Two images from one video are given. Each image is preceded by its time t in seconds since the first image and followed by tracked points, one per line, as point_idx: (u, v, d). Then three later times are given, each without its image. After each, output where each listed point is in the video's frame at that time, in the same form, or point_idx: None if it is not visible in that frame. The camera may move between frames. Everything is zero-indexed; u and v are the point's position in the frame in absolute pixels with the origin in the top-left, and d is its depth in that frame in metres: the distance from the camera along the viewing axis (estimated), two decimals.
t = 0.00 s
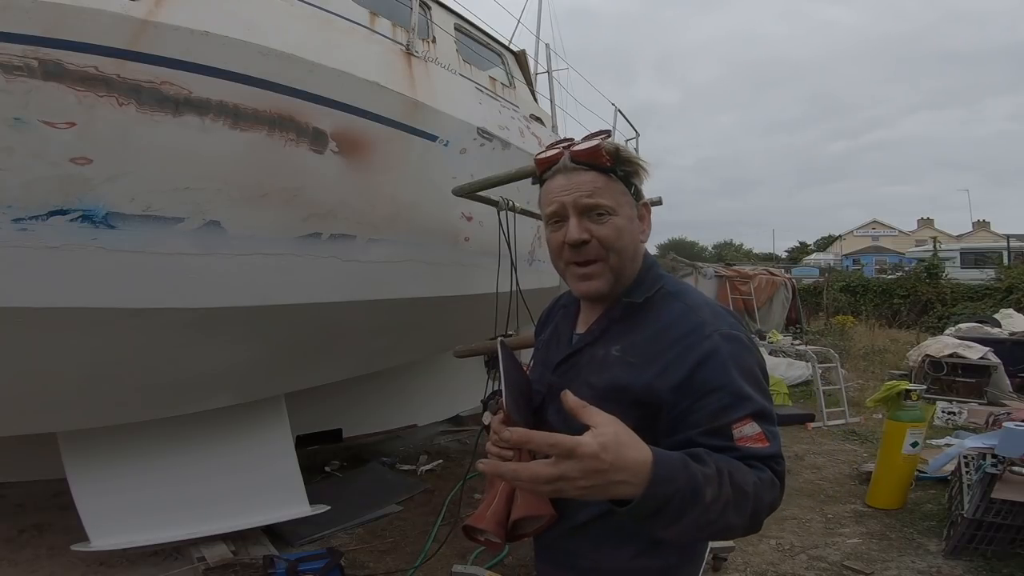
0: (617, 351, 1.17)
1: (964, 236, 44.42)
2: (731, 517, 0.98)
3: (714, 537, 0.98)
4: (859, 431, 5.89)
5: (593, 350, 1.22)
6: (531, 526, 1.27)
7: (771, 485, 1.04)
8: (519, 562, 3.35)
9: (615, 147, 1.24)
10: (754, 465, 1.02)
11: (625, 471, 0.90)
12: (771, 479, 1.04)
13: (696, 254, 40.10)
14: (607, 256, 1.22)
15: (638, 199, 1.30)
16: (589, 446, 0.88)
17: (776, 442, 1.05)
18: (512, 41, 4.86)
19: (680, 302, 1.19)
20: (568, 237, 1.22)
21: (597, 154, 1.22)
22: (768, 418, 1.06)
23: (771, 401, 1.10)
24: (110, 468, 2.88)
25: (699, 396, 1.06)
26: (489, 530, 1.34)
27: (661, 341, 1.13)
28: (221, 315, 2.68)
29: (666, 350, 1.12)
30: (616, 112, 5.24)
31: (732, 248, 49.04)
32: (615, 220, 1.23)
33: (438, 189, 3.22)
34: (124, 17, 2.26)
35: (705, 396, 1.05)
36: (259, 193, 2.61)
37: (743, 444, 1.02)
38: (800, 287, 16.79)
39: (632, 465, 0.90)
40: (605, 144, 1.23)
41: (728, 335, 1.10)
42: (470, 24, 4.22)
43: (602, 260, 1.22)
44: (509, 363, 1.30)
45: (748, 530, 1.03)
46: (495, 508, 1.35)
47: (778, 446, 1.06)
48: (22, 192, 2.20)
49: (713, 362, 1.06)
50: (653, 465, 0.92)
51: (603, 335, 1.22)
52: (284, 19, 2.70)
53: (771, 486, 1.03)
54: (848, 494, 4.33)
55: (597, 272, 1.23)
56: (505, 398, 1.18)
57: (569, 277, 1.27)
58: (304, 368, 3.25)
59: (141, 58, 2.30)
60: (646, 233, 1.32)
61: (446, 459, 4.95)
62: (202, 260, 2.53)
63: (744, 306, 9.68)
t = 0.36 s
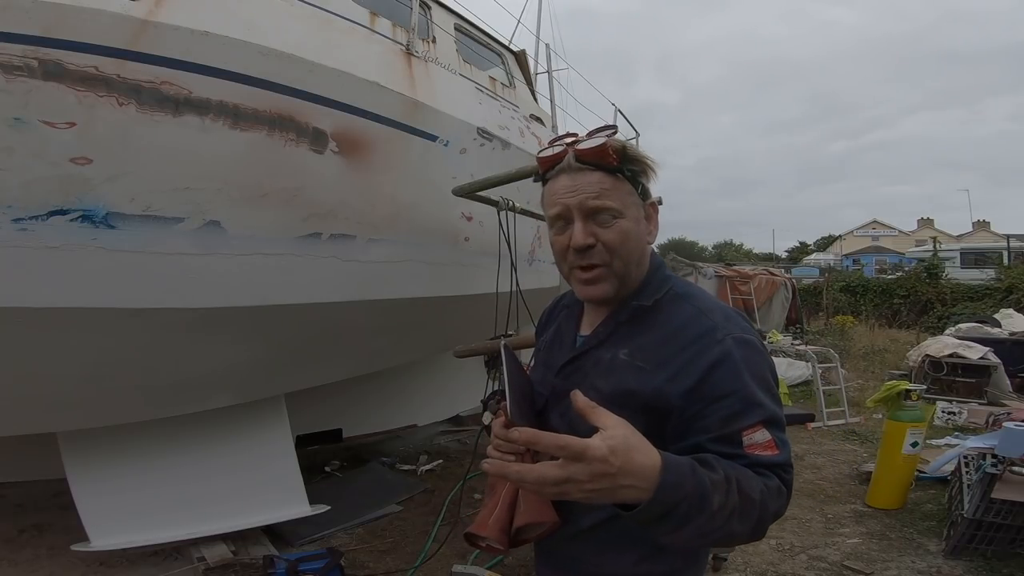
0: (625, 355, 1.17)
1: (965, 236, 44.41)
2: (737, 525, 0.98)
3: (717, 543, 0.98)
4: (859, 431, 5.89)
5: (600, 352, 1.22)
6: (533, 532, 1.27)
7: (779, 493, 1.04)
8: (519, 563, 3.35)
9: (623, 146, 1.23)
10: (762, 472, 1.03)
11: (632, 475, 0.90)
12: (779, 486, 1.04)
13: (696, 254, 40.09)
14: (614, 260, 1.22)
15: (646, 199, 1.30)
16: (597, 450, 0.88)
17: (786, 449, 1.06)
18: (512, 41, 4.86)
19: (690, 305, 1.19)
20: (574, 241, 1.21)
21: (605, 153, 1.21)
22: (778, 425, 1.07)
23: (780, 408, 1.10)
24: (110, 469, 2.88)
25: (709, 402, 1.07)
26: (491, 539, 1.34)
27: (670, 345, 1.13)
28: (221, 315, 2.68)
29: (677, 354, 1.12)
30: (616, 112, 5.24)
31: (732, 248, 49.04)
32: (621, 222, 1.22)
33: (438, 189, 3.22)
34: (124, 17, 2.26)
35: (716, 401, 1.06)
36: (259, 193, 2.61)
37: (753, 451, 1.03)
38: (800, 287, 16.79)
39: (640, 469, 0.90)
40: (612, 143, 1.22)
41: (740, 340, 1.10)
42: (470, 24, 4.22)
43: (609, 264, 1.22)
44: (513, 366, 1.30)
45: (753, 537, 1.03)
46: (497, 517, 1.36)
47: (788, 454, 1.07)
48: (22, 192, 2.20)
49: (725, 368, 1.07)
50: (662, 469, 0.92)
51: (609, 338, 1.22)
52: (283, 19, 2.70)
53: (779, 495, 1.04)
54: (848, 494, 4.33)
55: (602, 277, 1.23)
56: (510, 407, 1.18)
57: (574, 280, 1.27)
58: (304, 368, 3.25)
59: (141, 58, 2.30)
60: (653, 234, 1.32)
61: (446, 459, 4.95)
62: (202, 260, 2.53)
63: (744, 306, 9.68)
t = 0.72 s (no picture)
0: (626, 357, 1.17)
1: (965, 236, 44.41)
2: (741, 527, 0.99)
3: (718, 544, 0.98)
4: (859, 431, 5.89)
5: (601, 355, 1.21)
6: (535, 539, 1.26)
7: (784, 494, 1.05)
8: (519, 563, 3.35)
9: (619, 144, 1.24)
10: (767, 473, 1.03)
11: (633, 469, 0.90)
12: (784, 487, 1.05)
13: (696, 255, 40.11)
14: (611, 258, 1.21)
15: (643, 199, 1.30)
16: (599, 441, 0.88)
17: (791, 450, 1.06)
18: (512, 41, 4.85)
19: (693, 305, 1.19)
20: (570, 239, 1.21)
21: (600, 151, 1.21)
22: (783, 426, 1.07)
23: (785, 409, 1.11)
24: (110, 469, 2.88)
25: (712, 404, 1.07)
26: (494, 546, 1.33)
27: (672, 346, 1.13)
28: (221, 315, 2.68)
29: (679, 356, 1.12)
30: (616, 112, 5.23)
31: (732, 248, 49.04)
32: (618, 220, 1.22)
33: (438, 189, 3.22)
34: (124, 17, 2.26)
35: (720, 403, 1.06)
36: (259, 193, 2.61)
37: (758, 452, 1.03)
38: (800, 287, 16.79)
39: (642, 464, 0.90)
40: (608, 140, 1.22)
41: (744, 341, 1.10)
42: (470, 24, 4.22)
43: (606, 262, 1.21)
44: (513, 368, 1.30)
45: (757, 538, 1.04)
46: (498, 524, 1.35)
47: (793, 454, 1.07)
48: (22, 192, 2.20)
49: (728, 370, 1.07)
50: (662, 465, 0.92)
51: (611, 340, 1.22)
52: (283, 19, 2.70)
53: (784, 496, 1.05)
54: (848, 494, 4.33)
55: (599, 276, 1.22)
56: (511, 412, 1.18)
57: (570, 280, 1.26)
58: (304, 368, 3.25)
59: (141, 58, 2.30)
60: (652, 234, 1.31)
61: (446, 459, 4.95)
62: (202, 260, 2.53)
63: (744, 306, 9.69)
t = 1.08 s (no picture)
0: (622, 356, 1.17)
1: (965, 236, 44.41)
2: (684, 525, 1.04)
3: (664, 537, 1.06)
4: (859, 431, 5.89)
5: (596, 354, 1.21)
6: (531, 541, 1.24)
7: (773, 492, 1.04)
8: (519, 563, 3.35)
9: (609, 142, 1.23)
10: (742, 473, 1.04)
11: (562, 469, 1.08)
12: (768, 486, 1.04)
13: (696, 254, 40.10)
14: (596, 254, 1.20)
15: (636, 199, 1.28)
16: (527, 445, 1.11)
17: (786, 446, 1.06)
18: (512, 41, 4.86)
19: (688, 301, 1.19)
20: (555, 234, 1.21)
21: (589, 148, 1.21)
22: (782, 419, 1.06)
23: (786, 400, 1.10)
24: (110, 469, 2.88)
25: (705, 399, 1.08)
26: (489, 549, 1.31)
27: (666, 344, 1.13)
28: (221, 315, 2.68)
29: (673, 352, 1.12)
30: (616, 111, 5.22)
31: (732, 248, 49.04)
32: (605, 217, 1.21)
33: (438, 189, 3.22)
34: (124, 17, 2.26)
35: (713, 398, 1.07)
36: (259, 193, 2.61)
37: (747, 450, 1.04)
38: (800, 287, 16.79)
39: (568, 463, 1.07)
40: (597, 138, 1.22)
41: (739, 336, 1.10)
42: (470, 24, 4.22)
43: (591, 258, 1.21)
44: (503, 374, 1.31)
45: (738, 534, 1.06)
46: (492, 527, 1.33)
47: (788, 450, 1.06)
48: (22, 193, 2.20)
49: (722, 365, 1.07)
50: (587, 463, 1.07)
51: (606, 339, 1.22)
52: (283, 19, 2.70)
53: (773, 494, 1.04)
54: (848, 494, 4.33)
55: (584, 271, 1.22)
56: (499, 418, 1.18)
57: (557, 276, 1.25)
58: (304, 368, 3.25)
59: (141, 58, 2.30)
60: (645, 234, 1.29)
61: (446, 459, 4.95)
62: (202, 260, 2.53)
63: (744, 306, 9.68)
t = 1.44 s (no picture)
0: (613, 356, 1.17)
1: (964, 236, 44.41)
2: (617, 532, 1.09)
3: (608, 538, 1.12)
4: (859, 431, 5.89)
5: (590, 353, 1.21)
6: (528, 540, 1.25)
7: (714, 513, 1.03)
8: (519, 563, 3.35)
9: (608, 140, 1.22)
10: (678, 488, 1.06)
11: (514, 467, 1.18)
12: (705, 507, 1.03)
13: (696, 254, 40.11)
14: (587, 249, 1.21)
15: (636, 198, 1.26)
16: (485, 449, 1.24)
17: (741, 462, 1.04)
18: (512, 41, 4.85)
19: (679, 301, 1.18)
20: (548, 226, 1.22)
21: (586, 145, 1.21)
22: (746, 430, 1.05)
23: (763, 406, 1.08)
24: (109, 469, 2.88)
25: (676, 400, 1.09)
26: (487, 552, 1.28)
27: (652, 343, 1.13)
28: (221, 315, 2.68)
29: (656, 351, 1.12)
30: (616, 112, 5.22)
31: (732, 248, 49.04)
32: (598, 213, 1.20)
33: (438, 189, 3.22)
34: (124, 17, 2.26)
35: (684, 399, 1.07)
36: (259, 193, 2.61)
37: (699, 462, 1.04)
38: (800, 287, 16.79)
39: (516, 465, 1.17)
40: (597, 137, 1.21)
41: (721, 336, 1.09)
42: (470, 24, 4.22)
43: (582, 252, 1.21)
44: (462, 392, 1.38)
45: (677, 548, 1.08)
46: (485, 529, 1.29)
47: (744, 467, 1.04)
48: (22, 192, 2.20)
49: (698, 366, 1.07)
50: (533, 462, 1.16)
51: (600, 338, 1.22)
52: (283, 19, 2.70)
53: (715, 514, 1.04)
54: (848, 494, 4.33)
55: (574, 264, 1.22)
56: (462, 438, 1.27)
57: (551, 268, 1.27)
58: (304, 368, 3.25)
59: (141, 58, 2.30)
60: (642, 234, 1.28)
61: (446, 459, 4.94)
62: (202, 260, 2.53)
63: (744, 306, 9.68)
